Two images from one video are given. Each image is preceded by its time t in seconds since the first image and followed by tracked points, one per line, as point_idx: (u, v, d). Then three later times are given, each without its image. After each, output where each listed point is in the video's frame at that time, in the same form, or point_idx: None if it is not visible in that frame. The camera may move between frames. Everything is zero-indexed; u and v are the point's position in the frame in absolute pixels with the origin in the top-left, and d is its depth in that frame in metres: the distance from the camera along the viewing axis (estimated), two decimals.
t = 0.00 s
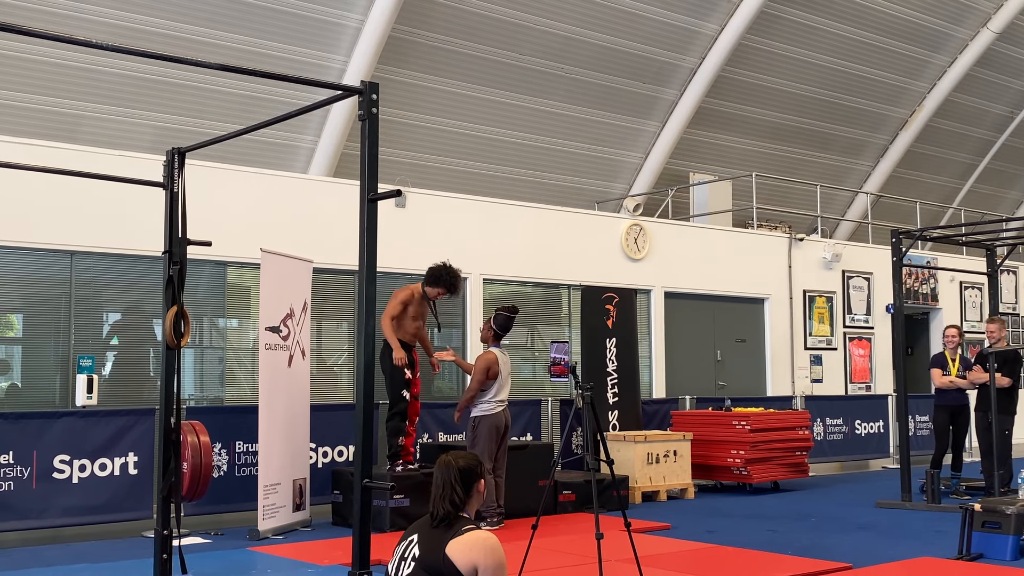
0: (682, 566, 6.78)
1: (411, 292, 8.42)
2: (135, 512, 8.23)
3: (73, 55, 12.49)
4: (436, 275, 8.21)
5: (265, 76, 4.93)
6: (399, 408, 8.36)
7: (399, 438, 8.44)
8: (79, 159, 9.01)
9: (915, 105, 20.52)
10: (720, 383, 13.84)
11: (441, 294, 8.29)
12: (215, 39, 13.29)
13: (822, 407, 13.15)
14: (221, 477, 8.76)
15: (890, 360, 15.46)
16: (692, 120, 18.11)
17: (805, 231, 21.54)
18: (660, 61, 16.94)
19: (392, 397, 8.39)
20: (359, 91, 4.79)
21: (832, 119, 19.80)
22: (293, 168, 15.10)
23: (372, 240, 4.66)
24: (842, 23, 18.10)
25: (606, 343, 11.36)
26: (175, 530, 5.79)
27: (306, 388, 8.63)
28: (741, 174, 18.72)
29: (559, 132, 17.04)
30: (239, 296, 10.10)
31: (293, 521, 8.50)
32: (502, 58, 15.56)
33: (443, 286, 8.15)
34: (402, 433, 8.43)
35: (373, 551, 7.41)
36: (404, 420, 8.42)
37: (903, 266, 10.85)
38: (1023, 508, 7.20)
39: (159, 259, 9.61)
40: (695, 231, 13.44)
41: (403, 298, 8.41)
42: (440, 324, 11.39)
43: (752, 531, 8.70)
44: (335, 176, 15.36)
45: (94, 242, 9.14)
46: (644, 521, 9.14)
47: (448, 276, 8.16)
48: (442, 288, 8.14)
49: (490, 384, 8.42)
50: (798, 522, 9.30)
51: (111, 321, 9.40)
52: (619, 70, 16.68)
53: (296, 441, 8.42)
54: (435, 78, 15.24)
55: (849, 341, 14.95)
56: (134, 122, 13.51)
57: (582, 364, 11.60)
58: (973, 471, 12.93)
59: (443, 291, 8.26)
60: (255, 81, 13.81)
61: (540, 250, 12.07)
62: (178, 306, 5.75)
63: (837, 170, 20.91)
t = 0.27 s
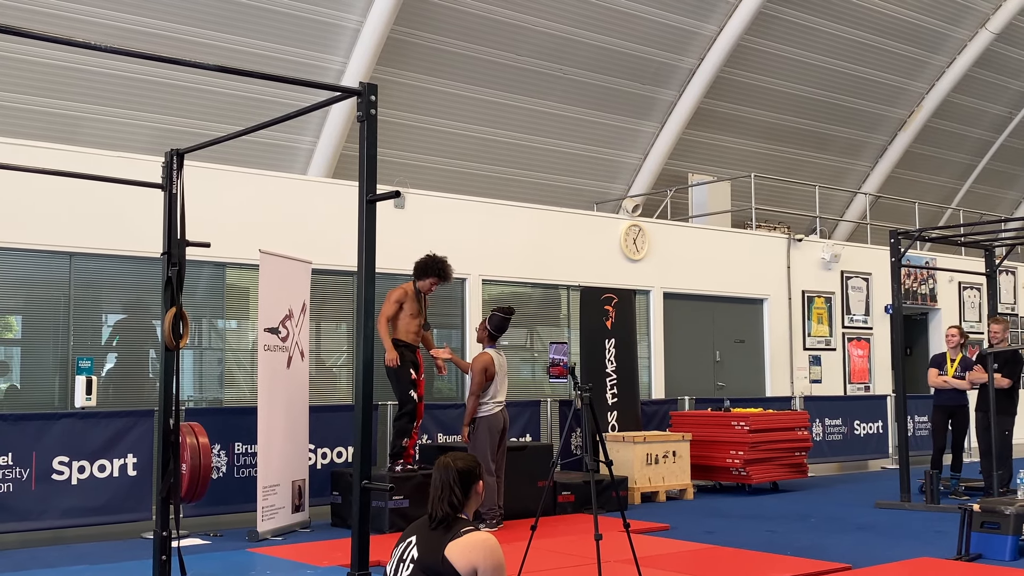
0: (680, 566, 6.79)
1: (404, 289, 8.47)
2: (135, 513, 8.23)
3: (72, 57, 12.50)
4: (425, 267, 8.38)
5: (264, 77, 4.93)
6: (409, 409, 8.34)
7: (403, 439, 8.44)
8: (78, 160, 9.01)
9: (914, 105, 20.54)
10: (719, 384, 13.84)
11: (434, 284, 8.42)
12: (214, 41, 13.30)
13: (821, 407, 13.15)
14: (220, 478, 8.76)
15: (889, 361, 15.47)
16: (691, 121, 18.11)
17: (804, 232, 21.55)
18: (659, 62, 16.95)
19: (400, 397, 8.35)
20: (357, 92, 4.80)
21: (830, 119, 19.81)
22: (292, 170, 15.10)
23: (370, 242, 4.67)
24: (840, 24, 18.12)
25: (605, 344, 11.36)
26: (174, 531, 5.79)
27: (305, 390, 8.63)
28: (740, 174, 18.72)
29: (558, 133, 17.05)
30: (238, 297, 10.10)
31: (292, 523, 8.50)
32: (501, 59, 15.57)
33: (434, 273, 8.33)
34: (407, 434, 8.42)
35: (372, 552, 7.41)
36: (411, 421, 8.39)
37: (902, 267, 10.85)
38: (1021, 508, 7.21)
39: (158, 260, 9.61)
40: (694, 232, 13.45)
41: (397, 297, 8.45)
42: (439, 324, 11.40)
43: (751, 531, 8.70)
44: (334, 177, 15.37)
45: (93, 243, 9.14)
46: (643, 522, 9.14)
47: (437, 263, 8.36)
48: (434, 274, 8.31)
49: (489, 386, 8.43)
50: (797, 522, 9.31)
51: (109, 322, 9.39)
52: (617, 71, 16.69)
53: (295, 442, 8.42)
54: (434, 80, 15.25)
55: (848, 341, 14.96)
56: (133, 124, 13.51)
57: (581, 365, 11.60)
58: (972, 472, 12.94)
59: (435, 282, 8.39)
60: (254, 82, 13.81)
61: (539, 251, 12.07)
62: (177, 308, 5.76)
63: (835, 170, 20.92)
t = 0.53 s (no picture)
0: (680, 567, 6.79)
1: (399, 290, 8.57)
2: (133, 515, 8.22)
3: (70, 58, 12.50)
4: (416, 266, 8.45)
5: (263, 78, 4.93)
6: (408, 410, 8.36)
7: (401, 440, 8.46)
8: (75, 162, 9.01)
9: (912, 106, 20.55)
10: (718, 385, 13.84)
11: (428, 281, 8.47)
12: (212, 42, 13.30)
13: (819, 407, 13.16)
14: (218, 479, 8.75)
15: (888, 361, 15.48)
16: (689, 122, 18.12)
17: (802, 232, 21.57)
18: (657, 63, 16.96)
19: (400, 399, 8.40)
20: (355, 93, 4.79)
21: (829, 120, 19.82)
22: (291, 171, 15.09)
23: (370, 244, 4.67)
24: (838, 25, 18.13)
25: (604, 345, 11.36)
26: (173, 533, 5.78)
27: (304, 391, 8.63)
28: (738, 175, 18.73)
29: (557, 134, 17.06)
30: (236, 298, 10.10)
31: (290, 524, 8.49)
32: (500, 60, 15.57)
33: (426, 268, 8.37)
34: (405, 436, 8.44)
35: (371, 553, 7.39)
36: (411, 422, 8.41)
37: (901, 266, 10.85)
38: (1020, 509, 7.21)
39: (156, 261, 9.61)
40: (692, 232, 13.45)
41: (394, 298, 8.53)
42: (438, 325, 11.39)
43: (750, 532, 8.70)
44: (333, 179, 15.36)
45: (91, 245, 9.13)
46: (642, 523, 9.14)
47: (428, 258, 8.39)
48: (425, 269, 8.34)
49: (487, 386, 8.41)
50: (796, 523, 9.32)
51: (108, 324, 9.39)
52: (616, 71, 16.70)
53: (294, 443, 8.42)
54: (433, 80, 15.25)
55: (846, 342, 14.97)
56: (131, 125, 13.51)
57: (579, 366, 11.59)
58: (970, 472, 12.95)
59: (428, 278, 8.45)
60: (253, 83, 13.81)
61: (538, 252, 12.07)
62: (176, 309, 5.76)
63: (834, 171, 20.94)
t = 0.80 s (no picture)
0: (678, 568, 6.79)
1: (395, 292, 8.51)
2: (132, 516, 8.22)
3: (69, 59, 12.50)
4: (408, 264, 8.45)
5: (261, 79, 4.93)
6: (403, 412, 8.36)
7: (398, 442, 8.45)
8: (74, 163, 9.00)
9: (910, 107, 20.57)
10: (716, 386, 13.84)
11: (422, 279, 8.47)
12: (211, 43, 13.30)
13: (818, 408, 13.17)
14: (217, 480, 8.75)
15: (886, 362, 15.49)
16: (687, 123, 18.13)
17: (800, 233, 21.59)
18: (656, 64, 16.96)
19: (395, 401, 8.40)
20: (354, 94, 4.79)
21: (827, 121, 19.83)
22: (289, 172, 15.09)
23: (368, 244, 4.67)
24: (837, 26, 18.15)
25: (602, 346, 11.37)
26: (172, 534, 5.78)
27: (303, 392, 8.63)
28: (737, 176, 18.74)
29: (556, 135, 17.07)
30: (235, 300, 10.10)
31: (288, 525, 8.49)
32: (498, 61, 15.57)
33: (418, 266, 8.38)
34: (401, 437, 8.43)
35: (370, 554, 7.39)
36: (407, 425, 8.42)
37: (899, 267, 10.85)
38: (1018, 509, 7.22)
39: (154, 262, 9.60)
40: (691, 233, 13.45)
41: (392, 301, 8.46)
42: (436, 327, 11.39)
43: (748, 533, 8.71)
44: (331, 180, 15.36)
45: (90, 246, 9.13)
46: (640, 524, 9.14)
47: (419, 256, 8.39)
48: (417, 267, 8.34)
49: (485, 387, 8.41)
50: (795, 524, 9.32)
51: (106, 325, 9.38)
52: (614, 72, 16.70)
53: (293, 444, 8.42)
54: (431, 82, 15.26)
55: (845, 343, 14.98)
56: (130, 126, 13.50)
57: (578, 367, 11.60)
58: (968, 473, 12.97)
59: (422, 275, 8.45)
60: (251, 84, 13.81)
61: (537, 252, 12.08)
62: (174, 310, 5.76)
63: (832, 172, 20.95)
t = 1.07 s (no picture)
0: (677, 568, 6.79)
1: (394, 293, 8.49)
2: (130, 517, 8.22)
3: (67, 59, 12.50)
4: (396, 261, 8.54)
5: (260, 79, 4.92)
6: (401, 413, 8.35)
7: (397, 443, 8.44)
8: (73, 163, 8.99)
9: (909, 107, 20.58)
10: (715, 386, 13.85)
11: (412, 274, 8.54)
12: (209, 43, 13.29)
13: (816, 409, 13.17)
14: (215, 481, 8.75)
15: (885, 363, 15.50)
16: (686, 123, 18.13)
17: (799, 233, 21.60)
18: (654, 64, 16.97)
19: (393, 402, 8.38)
20: (353, 94, 4.77)
21: (826, 121, 19.84)
22: (288, 172, 15.09)
23: (366, 245, 4.66)
24: (835, 26, 18.16)
25: (601, 347, 11.38)
26: (170, 535, 5.78)
27: (301, 393, 8.62)
28: (735, 177, 18.74)
29: (555, 136, 17.07)
30: (234, 300, 10.09)
31: (287, 526, 8.49)
32: (496, 61, 15.57)
33: (404, 260, 8.47)
34: (399, 438, 8.41)
35: (368, 555, 7.39)
36: (405, 425, 8.41)
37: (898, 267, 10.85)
38: (1017, 510, 7.22)
39: (152, 263, 9.59)
40: (689, 234, 13.46)
41: (392, 302, 8.44)
42: (435, 327, 11.38)
43: (747, 533, 8.71)
44: (330, 180, 15.36)
45: (88, 246, 9.12)
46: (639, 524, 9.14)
47: (400, 252, 8.51)
48: (400, 261, 8.44)
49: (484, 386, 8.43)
50: (794, 524, 9.32)
51: (104, 326, 9.38)
52: (613, 73, 16.71)
53: (291, 445, 8.42)
54: (430, 82, 15.26)
55: (843, 343, 14.99)
56: (128, 126, 13.50)
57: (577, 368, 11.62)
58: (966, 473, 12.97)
59: (412, 270, 8.52)
60: (250, 84, 13.81)
61: (536, 253, 12.08)
62: (173, 311, 5.76)
63: (831, 172, 20.96)
